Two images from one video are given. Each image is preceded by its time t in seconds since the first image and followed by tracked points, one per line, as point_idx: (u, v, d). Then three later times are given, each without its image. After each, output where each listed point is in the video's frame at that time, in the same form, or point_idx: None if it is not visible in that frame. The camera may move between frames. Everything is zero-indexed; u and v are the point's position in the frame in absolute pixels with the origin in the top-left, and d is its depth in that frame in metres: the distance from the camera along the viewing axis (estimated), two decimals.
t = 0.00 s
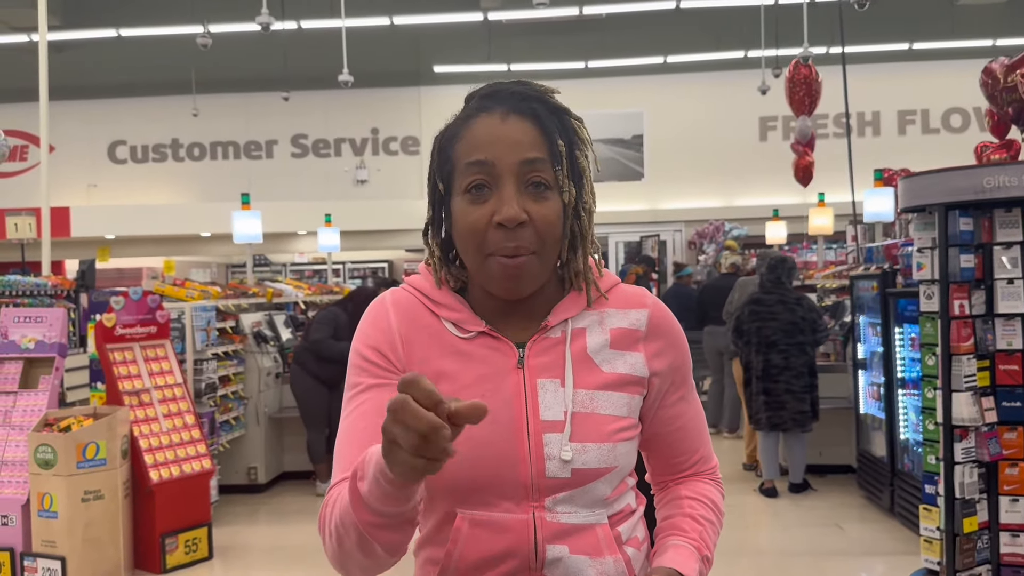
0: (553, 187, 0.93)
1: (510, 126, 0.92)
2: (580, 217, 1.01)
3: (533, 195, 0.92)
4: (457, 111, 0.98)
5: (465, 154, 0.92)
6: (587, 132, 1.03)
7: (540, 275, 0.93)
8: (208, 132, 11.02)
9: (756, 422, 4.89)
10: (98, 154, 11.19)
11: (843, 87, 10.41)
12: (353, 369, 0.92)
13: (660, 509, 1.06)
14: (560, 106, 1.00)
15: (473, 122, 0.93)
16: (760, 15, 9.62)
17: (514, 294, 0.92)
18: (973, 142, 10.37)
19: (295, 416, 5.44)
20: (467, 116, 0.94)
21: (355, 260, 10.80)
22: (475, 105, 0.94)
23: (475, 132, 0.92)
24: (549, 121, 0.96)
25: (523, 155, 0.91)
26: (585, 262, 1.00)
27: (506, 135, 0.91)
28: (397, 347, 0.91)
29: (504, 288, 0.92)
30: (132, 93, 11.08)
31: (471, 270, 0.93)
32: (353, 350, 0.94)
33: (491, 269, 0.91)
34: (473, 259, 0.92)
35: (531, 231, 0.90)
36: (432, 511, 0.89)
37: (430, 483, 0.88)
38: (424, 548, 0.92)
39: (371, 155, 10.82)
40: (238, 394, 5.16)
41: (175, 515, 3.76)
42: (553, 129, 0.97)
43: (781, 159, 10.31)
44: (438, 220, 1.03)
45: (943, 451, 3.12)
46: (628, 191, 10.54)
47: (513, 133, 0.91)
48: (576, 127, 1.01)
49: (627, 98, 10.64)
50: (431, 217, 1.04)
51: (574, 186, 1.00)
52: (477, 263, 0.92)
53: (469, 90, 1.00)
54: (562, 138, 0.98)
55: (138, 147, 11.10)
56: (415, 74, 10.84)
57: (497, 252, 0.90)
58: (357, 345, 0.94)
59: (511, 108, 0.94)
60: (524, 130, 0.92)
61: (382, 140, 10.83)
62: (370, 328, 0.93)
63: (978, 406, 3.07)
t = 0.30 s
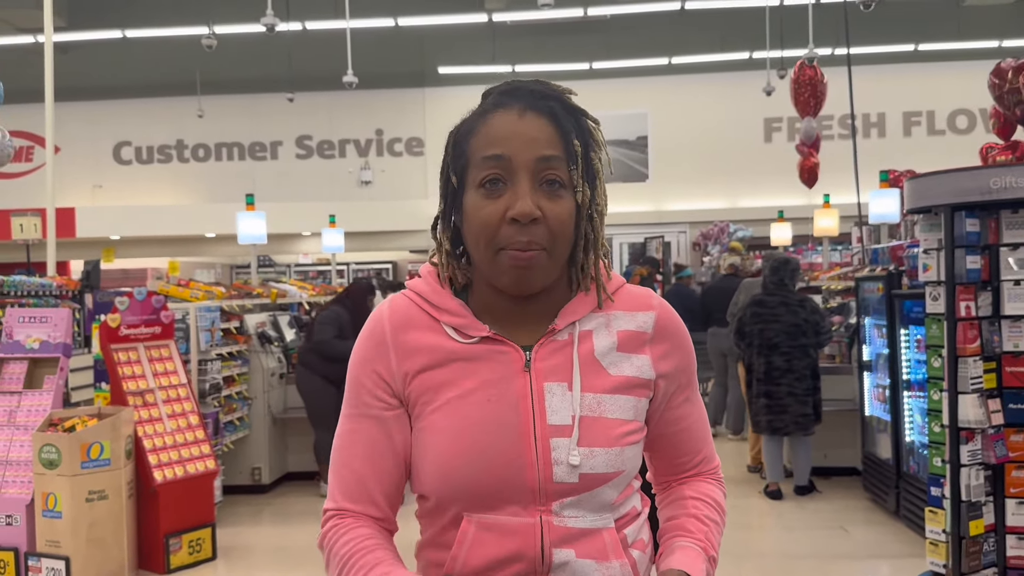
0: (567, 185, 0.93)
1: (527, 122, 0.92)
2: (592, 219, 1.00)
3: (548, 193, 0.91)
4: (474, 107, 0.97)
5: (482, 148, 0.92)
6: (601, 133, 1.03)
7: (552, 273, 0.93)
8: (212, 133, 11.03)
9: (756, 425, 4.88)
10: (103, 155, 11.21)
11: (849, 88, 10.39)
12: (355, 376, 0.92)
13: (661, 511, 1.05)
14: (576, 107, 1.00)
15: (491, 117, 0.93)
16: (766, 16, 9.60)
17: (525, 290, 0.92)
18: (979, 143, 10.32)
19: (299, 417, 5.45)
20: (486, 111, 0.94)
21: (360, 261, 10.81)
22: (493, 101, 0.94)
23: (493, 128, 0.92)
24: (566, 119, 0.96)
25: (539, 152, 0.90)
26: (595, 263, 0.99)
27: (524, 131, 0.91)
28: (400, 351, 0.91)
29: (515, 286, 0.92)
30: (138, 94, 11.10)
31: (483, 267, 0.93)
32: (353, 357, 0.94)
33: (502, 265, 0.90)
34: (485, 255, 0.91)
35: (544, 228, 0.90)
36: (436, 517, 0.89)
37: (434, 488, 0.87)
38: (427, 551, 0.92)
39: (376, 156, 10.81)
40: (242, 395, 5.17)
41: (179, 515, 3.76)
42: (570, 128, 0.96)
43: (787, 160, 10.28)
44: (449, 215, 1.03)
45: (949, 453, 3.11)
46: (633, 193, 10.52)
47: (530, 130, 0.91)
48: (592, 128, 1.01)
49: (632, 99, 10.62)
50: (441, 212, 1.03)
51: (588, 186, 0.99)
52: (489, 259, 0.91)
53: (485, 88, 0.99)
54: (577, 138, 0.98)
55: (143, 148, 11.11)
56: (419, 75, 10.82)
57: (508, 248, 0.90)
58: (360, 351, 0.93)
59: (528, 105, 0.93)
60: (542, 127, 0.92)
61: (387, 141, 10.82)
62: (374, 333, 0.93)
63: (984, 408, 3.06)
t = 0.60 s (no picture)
0: (572, 189, 0.92)
1: (531, 126, 0.91)
2: (599, 223, 1.00)
3: (552, 198, 0.91)
4: (481, 110, 0.97)
5: (486, 152, 0.92)
6: (609, 136, 1.02)
7: (556, 276, 0.93)
8: (217, 136, 11.04)
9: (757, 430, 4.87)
10: (108, 157, 11.22)
11: (855, 91, 10.37)
12: (362, 372, 0.93)
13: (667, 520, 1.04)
14: (584, 110, 0.99)
15: (496, 120, 0.93)
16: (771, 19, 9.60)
17: (529, 293, 0.91)
18: (984, 147, 10.30)
19: (303, 419, 5.45)
20: (491, 114, 0.94)
21: (364, 263, 10.82)
22: (498, 106, 0.94)
23: (498, 131, 0.91)
24: (572, 124, 0.95)
25: (542, 155, 0.90)
26: (601, 267, 0.98)
27: (527, 135, 0.90)
28: (404, 350, 0.91)
29: (518, 290, 0.91)
30: (143, 96, 11.12)
31: (488, 271, 0.92)
32: (360, 353, 0.95)
33: (507, 267, 0.90)
34: (489, 259, 0.91)
35: (546, 233, 0.89)
36: (434, 518, 0.89)
37: (432, 490, 0.87)
38: (426, 553, 0.91)
39: (380, 159, 10.82)
40: (246, 397, 5.17)
41: (183, 517, 3.76)
42: (575, 132, 0.95)
43: (791, 163, 10.27)
44: (457, 217, 1.03)
45: (955, 457, 3.10)
46: (637, 196, 10.51)
47: (533, 134, 0.91)
48: (599, 132, 1.00)
49: (637, 101, 10.60)
50: (449, 215, 1.03)
51: (594, 190, 0.98)
52: (493, 262, 0.91)
53: (492, 91, 0.99)
54: (584, 142, 0.97)
55: (149, 150, 11.12)
56: (424, 77, 10.82)
57: (511, 252, 0.90)
58: (366, 347, 0.94)
59: (532, 109, 0.93)
60: (547, 132, 0.92)
61: (391, 143, 10.82)
62: (379, 330, 0.93)
63: (991, 412, 3.05)
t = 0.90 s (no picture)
0: (577, 195, 0.91)
1: (537, 131, 0.90)
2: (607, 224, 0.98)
3: (557, 204, 0.90)
4: (486, 111, 0.96)
5: (491, 157, 0.90)
6: (617, 137, 1.01)
7: (563, 282, 0.91)
8: (222, 138, 11.05)
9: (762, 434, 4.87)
10: (114, 159, 11.23)
11: (860, 95, 10.36)
12: (368, 369, 0.92)
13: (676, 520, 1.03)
14: (590, 112, 0.97)
15: (501, 124, 0.91)
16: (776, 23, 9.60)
17: (535, 299, 0.90)
18: (989, 152, 10.28)
19: (307, 421, 5.44)
20: (496, 118, 0.93)
21: (368, 265, 10.82)
22: (504, 108, 0.93)
23: (503, 136, 0.90)
24: (578, 127, 0.94)
25: (547, 161, 0.89)
26: (609, 269, 0.97)
27: (532, 140, 0.89)
28: (412, 346, 0.90)
29: (525, 294, 0.90)
30: (149, 98, 11.15)
31: (495, 276, 0.91)
32: (366, 350, 0.94)
33: (513, 274, 0.89)
34: (495, 265, 0.90)
35: (551, 239, 0.88)
36: (441, 516, 0.88)
37: (439, 486, 0.86)
38: (435, 551, 0.91)
39: (385, 161, 10.82)
40: (251, 398, 5.17)
41: (187, 519, 3.75)
42: (581, 136, 0.94)
43: (796, 167, 10.26)
44: (465, 218, 1.02)
45: (963, 462, 3.08)
46: (641, 199, 10.50)
47: (538, 139, 0.89)
48: (606, 133, 0.99)
49: (642, 105, 10.59)
50: (457, 215, 1.02)
51: (601, 193, 0.97)
52: (499, 266, 0.90)
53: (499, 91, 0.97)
54: (590, 145, 0.96)
55: (154, 152, 11.13)
56: (429, 80, 10.85)
57: (516, 258, 0.89)
58: (372, 344, 0.93)
59: (538, 112, 0.92)
60: (552, 136, 0.90)
61: (396, 146, 10.84)
62: (385, 329, 0.93)
63: (999, 417, 3.04)
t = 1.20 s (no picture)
0: (574, 220, 0.91)
1: (534, 158, 0.90)
2: (607, 242, 0.99)
3: (555, 229, 0.90)
4: (486, 129, 0.96)
5: (490, 183, 0.90)
6: (617, 154, 1.00)
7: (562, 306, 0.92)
8: (226, 143, 11.08)
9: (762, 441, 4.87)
10: (117, 163, 11.26)
11: (863, 103, 10.37)
12: (369, 380, 0.89)
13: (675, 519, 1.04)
14: (590, 130, 0.97)
15: (499, 150, 0.91)
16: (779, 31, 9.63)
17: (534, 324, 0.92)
18: (991, 160, 10.29)
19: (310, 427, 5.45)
20: (494, 142, 0.92)
21: (371, 271, 10.83)
22: (502, 132, 0.92)
23: (501, 162, 0.90)
24: (576, 149, 0.94)
25: (545, 189, 0.89)
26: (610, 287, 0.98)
27: (530, 166, 0.89)
28: (419, 358, 0.89)
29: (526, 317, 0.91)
30: (153, 103, 11.19)
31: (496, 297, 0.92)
32: (365, 360, 0.92)
33: (512, 300, 0.90)
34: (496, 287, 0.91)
35: (550, 266, 0.89)
36: (452, 528, 0.87)
37: (451, 500, 0.86)
38: (443, 562, 0.89)
39: (388, 167, 10.82)
40: (253, 404, 5.17)
41: (190, 524, 3.76)
42: (580, 158, 0.94)
43: (798, 175, 10.27)
44: (467, 233, 1.02)
45: (965, 471, 3.08)
46: (644, 207, 10.50)
47: (537, 166, 0.89)
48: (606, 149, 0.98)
49: (645, 112, 10.61)
50: (459, 230, 1.02)
51: (601, 214, 0.97)
52: (499, 291, 0.91)
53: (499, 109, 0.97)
54: (589, 164, 0.95)
55: (157, 156, 11.15)
56: (432, 86, 10.89)
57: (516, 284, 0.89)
58: (374, 356, 0.90)
59: (537, 137, 0.91)
60: (550, 161, 0.90)
61: (399, 151, 10.85)
62: (387, 341, 0.91)
63: (1001, 426, 3.04)
